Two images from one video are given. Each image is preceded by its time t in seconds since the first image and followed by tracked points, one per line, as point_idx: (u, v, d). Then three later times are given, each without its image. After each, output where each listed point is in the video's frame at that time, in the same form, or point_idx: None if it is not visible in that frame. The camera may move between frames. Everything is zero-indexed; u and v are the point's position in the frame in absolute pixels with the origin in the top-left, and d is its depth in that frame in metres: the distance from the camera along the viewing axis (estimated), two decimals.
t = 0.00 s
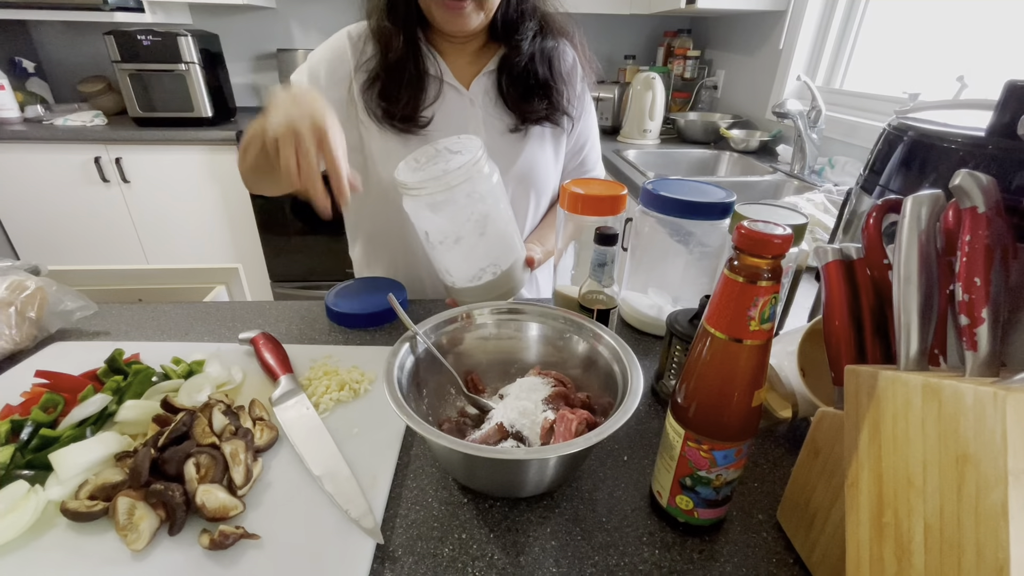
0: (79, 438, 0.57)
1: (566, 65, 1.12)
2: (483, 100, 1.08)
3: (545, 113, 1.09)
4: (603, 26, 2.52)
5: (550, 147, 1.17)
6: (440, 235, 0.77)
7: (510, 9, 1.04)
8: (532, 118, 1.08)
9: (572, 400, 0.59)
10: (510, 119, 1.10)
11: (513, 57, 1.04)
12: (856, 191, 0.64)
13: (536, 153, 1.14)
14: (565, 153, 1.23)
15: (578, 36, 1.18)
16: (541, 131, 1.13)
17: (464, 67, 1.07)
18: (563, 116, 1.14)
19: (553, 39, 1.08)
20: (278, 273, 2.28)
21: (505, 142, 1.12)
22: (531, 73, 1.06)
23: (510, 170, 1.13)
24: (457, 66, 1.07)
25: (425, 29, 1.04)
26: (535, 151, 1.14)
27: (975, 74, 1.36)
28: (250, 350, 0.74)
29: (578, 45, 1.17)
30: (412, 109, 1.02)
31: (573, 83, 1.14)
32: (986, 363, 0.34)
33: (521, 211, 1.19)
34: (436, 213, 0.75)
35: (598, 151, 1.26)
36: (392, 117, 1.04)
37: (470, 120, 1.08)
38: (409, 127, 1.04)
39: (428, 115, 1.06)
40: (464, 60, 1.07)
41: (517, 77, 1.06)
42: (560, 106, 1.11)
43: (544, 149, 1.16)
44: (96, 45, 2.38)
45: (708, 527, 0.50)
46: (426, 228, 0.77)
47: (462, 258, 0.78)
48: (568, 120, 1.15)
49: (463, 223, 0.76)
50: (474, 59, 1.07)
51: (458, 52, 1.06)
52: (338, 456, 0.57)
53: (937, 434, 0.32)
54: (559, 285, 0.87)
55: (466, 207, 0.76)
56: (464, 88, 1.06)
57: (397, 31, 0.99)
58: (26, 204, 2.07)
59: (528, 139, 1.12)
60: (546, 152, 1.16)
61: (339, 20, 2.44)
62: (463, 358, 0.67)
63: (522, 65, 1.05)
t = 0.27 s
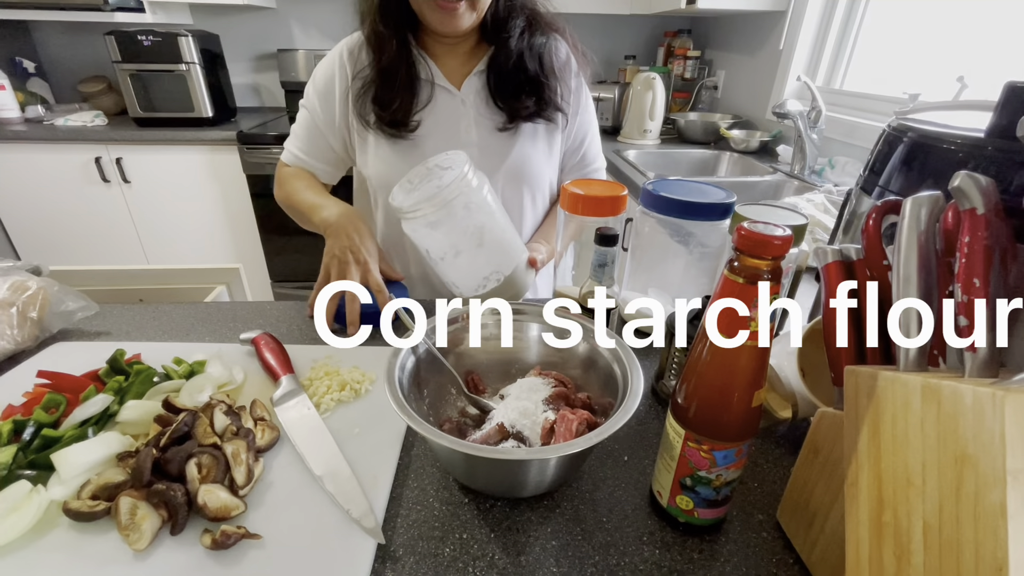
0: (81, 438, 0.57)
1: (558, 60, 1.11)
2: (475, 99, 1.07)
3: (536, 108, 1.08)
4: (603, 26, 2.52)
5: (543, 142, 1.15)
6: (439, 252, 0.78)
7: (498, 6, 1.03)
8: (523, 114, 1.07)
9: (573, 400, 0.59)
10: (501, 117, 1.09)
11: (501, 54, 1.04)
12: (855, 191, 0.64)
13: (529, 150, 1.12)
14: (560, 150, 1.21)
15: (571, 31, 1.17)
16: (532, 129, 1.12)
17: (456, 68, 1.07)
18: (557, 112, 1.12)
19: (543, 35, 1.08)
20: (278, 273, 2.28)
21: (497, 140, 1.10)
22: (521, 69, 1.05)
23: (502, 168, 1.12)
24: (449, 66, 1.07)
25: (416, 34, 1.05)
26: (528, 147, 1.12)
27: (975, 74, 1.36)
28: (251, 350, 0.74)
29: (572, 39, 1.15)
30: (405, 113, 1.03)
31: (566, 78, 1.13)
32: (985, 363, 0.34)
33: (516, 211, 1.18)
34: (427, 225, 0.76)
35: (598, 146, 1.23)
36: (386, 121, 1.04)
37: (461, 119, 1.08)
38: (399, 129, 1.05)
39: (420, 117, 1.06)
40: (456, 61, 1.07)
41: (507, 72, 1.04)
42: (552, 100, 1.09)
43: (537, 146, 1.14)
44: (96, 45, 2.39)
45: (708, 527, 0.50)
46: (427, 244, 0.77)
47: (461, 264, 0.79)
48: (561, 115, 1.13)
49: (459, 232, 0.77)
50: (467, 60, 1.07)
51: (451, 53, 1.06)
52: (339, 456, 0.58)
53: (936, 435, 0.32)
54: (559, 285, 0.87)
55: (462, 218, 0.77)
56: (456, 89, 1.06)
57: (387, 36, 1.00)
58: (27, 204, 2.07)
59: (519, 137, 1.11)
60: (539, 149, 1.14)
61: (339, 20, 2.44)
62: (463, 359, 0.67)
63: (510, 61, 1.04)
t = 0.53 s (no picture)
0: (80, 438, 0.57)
1: (557, 57, 1.11)
2: (474, 98, 1.07)
3: (535, 104, 1.07)
4: (603, 26, 2.52)
5: (544, 139, 1.15)
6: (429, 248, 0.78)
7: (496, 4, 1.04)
8: (522, 111, 1.07)
9: (573, 400, 0.59)
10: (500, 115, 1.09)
11: (499, 50, 1.04)
12: (856, 191, 0.64)
13: (529, 146, 1.12)
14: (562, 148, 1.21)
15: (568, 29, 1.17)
16: (532, 125, 1.12)
17: (456, 66, 1.07)
18: (556, 108, 1.12)
19: (541, 32, 1.08)
20: (278, 273, 2.28)
21: (497, 138, 1.10)
22: (519, 66, 1.05)
23: (502, 165, 1.12)
24: (449, 66, 1.07)
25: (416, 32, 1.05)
26: (528, 144, 1.12)
27: (976, 74, 1.36)
28: (250, 350, 0.74)
29: (569, 37, 1.15)
30: (406, 112, 1.04)
31: (565, 75, 1.12)
32: (986, 363, 0.34)
33: (518, 208, 1.17)
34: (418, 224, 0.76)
35: (599, 142, 1.22)
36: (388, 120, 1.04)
37: (461, 117, 1.08)
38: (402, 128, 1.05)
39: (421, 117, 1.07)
40: (456, 60, 1.07)
41: (506, 69, 1.04)
42: (551, 96, 1.09)
43: (536, 143, 1.14)
44: (96, 45, 2.39)
45: (708, 527, 0.50)
46: (418, 242, 0.77)
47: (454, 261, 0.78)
48: (560, 111, 1.13)
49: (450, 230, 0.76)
50: (466, 57, 1.07)
51: (450, 52, 1.06)
52: (339, 455, 0.57)
53: (937, 435, 0.32)
54: (559, 285, 0.87)
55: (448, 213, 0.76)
56: (456, 87, 1.06)
57: (386, 35, 1.00)
58: (27, 204, 2.07)
59: (517, 134, 1.11)
60: (538, 145, 1.14)
61: (339, 20, 2.44)
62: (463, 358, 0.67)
63: (508, 57, 1.04)
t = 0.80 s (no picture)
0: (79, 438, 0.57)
1: (556, 55, 1.11)
2: (474, 95, 1.07)
3: (535, 100, 1.07)
4: (603, 25, 2.52)
5: (542, 136, 1.14)
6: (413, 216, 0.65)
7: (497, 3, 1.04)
8: (521, 107, 1.07)
9: (572, 399, 0.58)
10: (500, 111, 1.09)
11: (500, 46, 1.04)
12: (856, 191, 0.64)
13: (528, 142, 1.11)
14: (560, 144, 1.20)
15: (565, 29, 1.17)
16: (531, 121, 1.11)
17: (457, 65, 1.07)
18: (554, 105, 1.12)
19: (539, 29, 1.08)
20: (277, 272, 2.28)
21: (497, 134, 1.10)
22: (518, 63, 1.05)
23: (503, 160, 1.11)
24: (450, 64, 1.07)
25: (417, 28, 1.04)
26: (527, 140, 1.11)
27: (976, 73, 1.36)
28: (250, 350, 0.74)
29: (569, 36, 1.16)
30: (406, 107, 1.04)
31: (563, 72, 1.12)
32: (986, 363, 0.34)
33: (518, 205, 1.17)
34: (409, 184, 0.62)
35: (598, 141, 1.22)
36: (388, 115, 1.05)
37: (461, 114, 1.07)
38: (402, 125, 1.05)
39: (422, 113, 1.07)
40: (456, 58, 1.07)
41: (506, 65, 1.04)
42: (550, 92, 1.09)
43: (536, 139, 1.13)
44: (96, 45, 2.38)
45: (709, 527, 0.50)
46: (402, 206, 0.64)
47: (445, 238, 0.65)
48: (559, 107, 1.13)
49: (443, 197, 0.64)
50: (466, 55, 1.07)
51: (450, 52, 1.07)
52: (338, 455, 0.57)
53: (938, 435, 0.32)
54: (559, 284, 0.86)
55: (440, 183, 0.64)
56: (456, 83, 1.06)
57: (393, 32, 1.00)
58: (26, 204, 2.07)
59: (518, 129, 1.10)
60: (537, 142, 1.13)
61: (339, 20, 2.44)
62: (463, 358, 0.67)
63: (509, 53, 1.04)
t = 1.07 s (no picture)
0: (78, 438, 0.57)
1: (547, 48, 1.12)
2: (469, 91, 1.07)
3: (528, 92, 1.07)
4: (603, 25, 2.51)
5: (538, 130, 1.14)
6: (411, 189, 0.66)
7: None
8: (515, 99, 1.07)
9: (572, 400, 0.58)
10: (494, 104, 1.09)
11: (492, 38, 1.03)
12: (855, 190, 0.64)
13: (524, 137, 1.12)
14: (555, 139, 1.21)
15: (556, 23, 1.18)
16: (525, 115, 1.11)
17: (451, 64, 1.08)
18: (547, 97, 1.12)
19: (530, 22, 1.08)
20: (277, 273, 2.28)
21: (493, 129, 1.10)
22: (511, 55, 1.05)
23: (501, 155, 1.11)
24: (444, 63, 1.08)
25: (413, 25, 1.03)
26: (522, 134, 1.12)
27: (976, 73, 1.35)
28: (249, 350, 0.74)
29: (558, 28, 1.16)
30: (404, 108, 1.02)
31: (555, 64, 1.13)
32: (987, 364, 0.34)
33: (516, 200, 1.17)
34: (407, 155, 0.64)
35: (593, 134, 1.22)
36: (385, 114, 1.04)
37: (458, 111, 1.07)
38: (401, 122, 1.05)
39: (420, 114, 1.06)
40: (451, 57, 1.08)
41: (498, 57, 1.04)
42: (543, 84, 1.09)
43: (530, 132, 1.13)
44: (96, 45, 2.38)
45: (708, 528, 0.50)
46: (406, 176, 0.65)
47: (438, 220, 0.66)
48: (552, 99, 1.13)
49: (442, 172, 0.65)
50: (461, 55, 1.08)
51: (445, 52, 1.07)
52: (338, 456, 0.57)
53: (938, 436, 0.32)
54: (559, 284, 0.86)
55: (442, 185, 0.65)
56: (451, 82, 1.07)
57: (399, 29, 0.99)
58: (26, 205, 2.07)
59: (512, 122, 1.10)
60: (531, 135, 1.13)
61: (339, 20, 2.44)
62: (462, 358, 0.67)
63: (501, 45, 1.04)
